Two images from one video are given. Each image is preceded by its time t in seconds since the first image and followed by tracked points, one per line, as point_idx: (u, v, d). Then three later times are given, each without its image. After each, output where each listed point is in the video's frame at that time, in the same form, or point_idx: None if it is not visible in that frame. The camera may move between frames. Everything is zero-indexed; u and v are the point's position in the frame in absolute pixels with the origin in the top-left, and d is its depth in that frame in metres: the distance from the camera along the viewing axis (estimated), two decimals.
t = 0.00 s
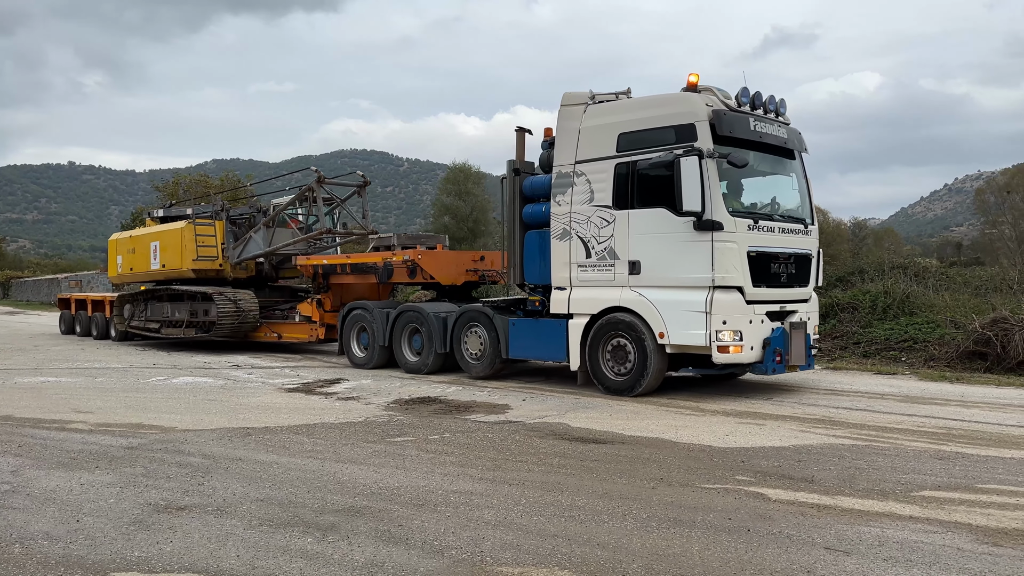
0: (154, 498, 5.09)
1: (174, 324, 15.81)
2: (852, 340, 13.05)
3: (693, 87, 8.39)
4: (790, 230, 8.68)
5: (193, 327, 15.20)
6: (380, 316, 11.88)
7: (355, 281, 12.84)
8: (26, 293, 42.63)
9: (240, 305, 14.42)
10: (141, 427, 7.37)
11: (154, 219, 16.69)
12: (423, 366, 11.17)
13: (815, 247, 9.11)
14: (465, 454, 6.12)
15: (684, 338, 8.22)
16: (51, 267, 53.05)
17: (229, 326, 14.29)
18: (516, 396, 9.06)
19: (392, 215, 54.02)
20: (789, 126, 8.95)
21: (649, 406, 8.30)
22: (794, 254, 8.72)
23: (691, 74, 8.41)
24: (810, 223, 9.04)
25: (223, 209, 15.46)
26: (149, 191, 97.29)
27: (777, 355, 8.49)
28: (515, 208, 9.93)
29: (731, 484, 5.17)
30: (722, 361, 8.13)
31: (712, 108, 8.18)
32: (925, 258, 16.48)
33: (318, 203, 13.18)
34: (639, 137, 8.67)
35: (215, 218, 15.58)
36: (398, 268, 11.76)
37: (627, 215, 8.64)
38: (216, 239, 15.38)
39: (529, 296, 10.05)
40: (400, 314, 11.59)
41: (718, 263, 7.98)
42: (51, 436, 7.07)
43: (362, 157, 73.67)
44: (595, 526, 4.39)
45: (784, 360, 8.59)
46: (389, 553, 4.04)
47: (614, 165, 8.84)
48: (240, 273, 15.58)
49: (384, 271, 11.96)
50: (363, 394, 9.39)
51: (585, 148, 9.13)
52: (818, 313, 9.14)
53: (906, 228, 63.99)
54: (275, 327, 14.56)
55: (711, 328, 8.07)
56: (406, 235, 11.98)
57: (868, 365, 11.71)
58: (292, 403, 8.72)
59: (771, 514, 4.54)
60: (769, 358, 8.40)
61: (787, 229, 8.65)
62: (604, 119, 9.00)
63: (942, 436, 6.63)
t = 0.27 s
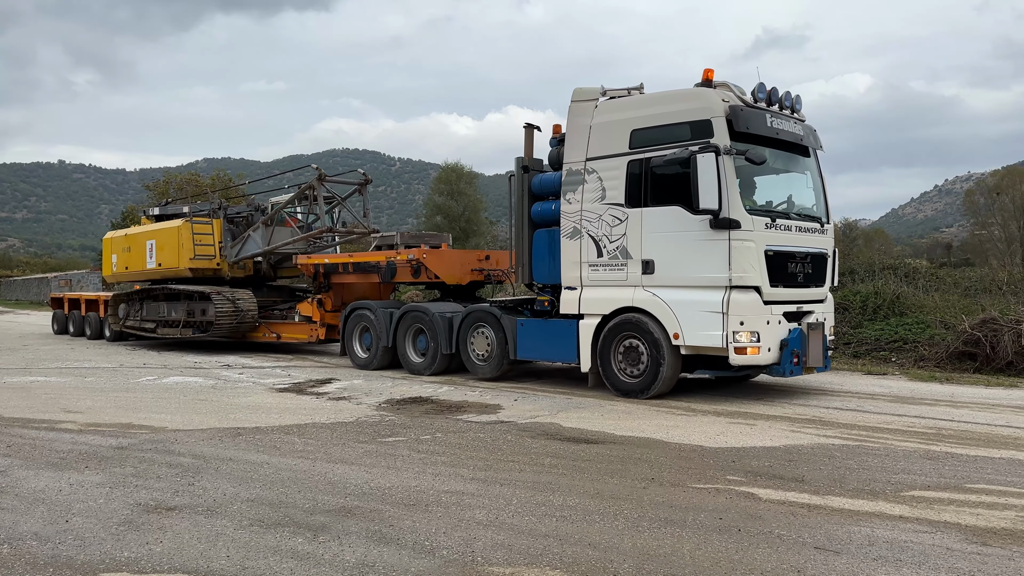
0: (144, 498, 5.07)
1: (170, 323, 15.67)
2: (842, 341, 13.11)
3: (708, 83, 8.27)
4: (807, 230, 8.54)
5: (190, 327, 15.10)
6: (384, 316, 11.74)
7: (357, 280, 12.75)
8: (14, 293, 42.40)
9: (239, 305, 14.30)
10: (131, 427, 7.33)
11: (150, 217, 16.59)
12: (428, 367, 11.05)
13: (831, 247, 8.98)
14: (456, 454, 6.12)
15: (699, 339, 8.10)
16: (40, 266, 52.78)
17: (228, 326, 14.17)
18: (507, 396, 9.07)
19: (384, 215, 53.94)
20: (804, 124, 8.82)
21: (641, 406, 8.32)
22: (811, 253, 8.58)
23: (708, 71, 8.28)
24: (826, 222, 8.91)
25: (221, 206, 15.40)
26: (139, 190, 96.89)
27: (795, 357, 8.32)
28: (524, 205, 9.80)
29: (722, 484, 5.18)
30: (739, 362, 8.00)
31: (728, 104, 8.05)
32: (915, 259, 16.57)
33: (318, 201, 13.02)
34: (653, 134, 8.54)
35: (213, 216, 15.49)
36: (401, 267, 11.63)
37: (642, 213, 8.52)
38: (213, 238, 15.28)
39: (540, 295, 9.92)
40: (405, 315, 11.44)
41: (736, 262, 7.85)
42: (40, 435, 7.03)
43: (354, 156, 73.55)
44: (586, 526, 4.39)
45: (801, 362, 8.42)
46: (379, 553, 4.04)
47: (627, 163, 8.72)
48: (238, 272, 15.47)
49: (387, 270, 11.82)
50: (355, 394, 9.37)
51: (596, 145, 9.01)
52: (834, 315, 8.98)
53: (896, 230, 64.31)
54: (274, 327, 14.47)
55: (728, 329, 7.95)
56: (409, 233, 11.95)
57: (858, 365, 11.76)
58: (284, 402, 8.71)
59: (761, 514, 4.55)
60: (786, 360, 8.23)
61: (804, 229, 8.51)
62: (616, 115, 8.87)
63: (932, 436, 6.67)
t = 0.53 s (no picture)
0: (134, 499, 5.05)
1: (169, 324, 15.58)
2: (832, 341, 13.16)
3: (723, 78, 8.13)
4: (825, 230, 8.38)
5: (189, 327, 15.02)
6: (389, 317, 11.58)
7: (361, 280, 12.68)
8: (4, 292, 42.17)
9: (238, 305, 14.20)
10: (121, 428, 7.30)
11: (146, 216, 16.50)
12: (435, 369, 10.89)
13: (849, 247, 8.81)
14: (448, 455, 6.12)
15: (717, 341, 7.93)
16: (30, 265, 52.51)
17: (227, 327, 14.08)
18: (499, 397, 9.07)
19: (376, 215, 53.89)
20: (821, 121, 8.65)
21: (633, 407, 8.33)
22: (829, 253, 8.41)
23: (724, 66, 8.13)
24: (843, 221, 8.74)
25: (220, 205, 15.36)
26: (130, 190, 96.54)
27: (813, 359, 8.13)
28: (535, 204, 9.65)
29: (713, 484, 5.20)
30: (758, 365, 7.81)
31: (746, 99, 7.88)
32: (905, 260, 16.66)
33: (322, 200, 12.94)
34: (668, 131, 8.37)
35: (211, 214, 15.40)
36: (407, 267, 11.57)
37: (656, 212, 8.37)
38: (211, 237, 15.19)
39: (551, 296, 9.82)
40: (411, 316, 11.28)
41: (756, 262, 7.67)
42: (30, 436, 6.99)
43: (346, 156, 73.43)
44: (577, 526, 4.40)
45: (820, 365, 8.23)
46: (371, 554, 4.04)
47: (641, 160, 8.56)
48: (236, 272, 15.34)
49: (393, 270, 11.77)
50: (346, 395, 9.36)
51: (610, 142, 8.84)
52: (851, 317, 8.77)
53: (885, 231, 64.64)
54: (274, 327, 14.38)
55: (747, 330, 7.77)
56: (414, 232, 11.94)
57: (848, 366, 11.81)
58: (275, 403, 8.69)
59: (752, 515, 4.57)
60: (805, 363, 8.04)
61: (822, 229, 8.35)
62: (631, 111, 8.70)
63: (922, 437, 6.70)
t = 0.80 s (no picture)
0: (124, 501, 5.02)
1: (166, 325, 15.47)
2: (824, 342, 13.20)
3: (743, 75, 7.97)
4: (847, 230, 8.18)
5: (186, 328, 14.92)
6: (395, 318, 11.39)
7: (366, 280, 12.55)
8: None
9: (238, 306, 14.08)
10: (111, 429, 7.27)
11: (143, 215, 16.42)
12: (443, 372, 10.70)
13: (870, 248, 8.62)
14: (439, 456, 6.11)
15: (737, 343, 7.76)
16: (19, 265, 52.23)
17: (227, 328, 13.97)
18: (491, 398, 9.07)
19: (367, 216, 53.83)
20: (840, 119, 8.50)
21: (625, 408, 8.33)
22: (851, 254, 8.21)
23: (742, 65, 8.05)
24: (864, 222, 8.56)
25: (219, 204, 15.24)
26: (121, 189, 96.21)
27: (836, 362, 7.86)
28: (546, 202, 9.49)
29: (704, 485, 5.21)
30: (781, 368, 7.63)
31: (768, 96, 7.73)
32: (895, 262, 16.73)
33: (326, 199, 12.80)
34: (686, 127, 8.20)
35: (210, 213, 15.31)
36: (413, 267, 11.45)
37: (673, 211, 8.20)
38: (210, 237, 15.11)
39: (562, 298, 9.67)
40: (418, 317, 11.09)
41: (778, 263, 7.49)
42: (19, 437, 6.95)
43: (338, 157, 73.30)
44: (568, 527, 4.40)
45: (843, 368, 7.96)
46: (361, 555, 4.03)
47: (658, 158, 8.39)
48: (236, 272, 15.24)
49: (399, 270, 11.67)
50: (338, 396, 9.35)
51: (625, 139, 8.68)
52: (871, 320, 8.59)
53: (875, 233, 64.93)
54: (275, 328, 14.27)
55: (769, 332, 7.59)
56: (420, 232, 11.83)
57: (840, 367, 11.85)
58: (266, 404, 8.67)
59: (743, 516, 4.57)
60: (826, 366, 7.79)
61: (844, 229, 8.15)
62: (647, 108, 8.54)
63: (912, 438, 6.74)
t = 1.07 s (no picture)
0: (113, 502, 5.00)
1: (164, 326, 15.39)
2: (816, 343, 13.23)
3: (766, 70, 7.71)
4: (869, 230, 7.97)
5: (185, 330, 14.85)
6: (401, 319, 11.20)
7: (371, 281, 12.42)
8: None
9: (238, 307, 14.03)
10: (101, 430, 7.24)
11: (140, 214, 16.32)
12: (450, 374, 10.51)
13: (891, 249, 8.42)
14: (431, 457, 6.11)
15: (759, 346, 7.54)
16: (8, 265, 51.97)
17: (226, 329, 13.93)
18: (483, 399, 9.07)
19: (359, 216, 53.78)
20: (862, 117, 8.29)
21: (616, 409, 8.34)
22: (874, 255, 8.00)
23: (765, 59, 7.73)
24: (885, 222, 8.36)
25: (217, 203, 15.06)
26: (112, 190, 95.89)
27: (861, 367, 7.69)
28: (558, 201, 9.24)
29: (695, 486, 5.22)
30: (805, 372, 7.41)
31: (792, 92, 7.49)
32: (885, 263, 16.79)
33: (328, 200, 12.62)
34: (706, 124, 7.96)
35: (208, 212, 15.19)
36: (419, 267, 11.31)
37: (693, 210, 7.97)
38: (209, 236, 14.99)
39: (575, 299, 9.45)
40: (425, 318, 10.89)
41: (802, 263, 7.27)
42: (7, 439, 6.90)
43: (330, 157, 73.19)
44: (558, 529, 4.40)
45: (867, 372, 7.79)
46: (351, 557, 4.01)
47: (676, 156, 8.15)
48: (234, 272, 15.15)
49: (404, 271, 11.54)
50: (329, 397, 9.32)
51: (641, 136, 8.43)
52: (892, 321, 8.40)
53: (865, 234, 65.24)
54: (276, 330, 14.24)
55: (793, 335, 7.38)
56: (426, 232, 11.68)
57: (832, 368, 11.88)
58: (257, 405, 8.65)
59: (734, 517, 4.58)
60: (851, 371, 7.61)
61: (867, 229, 7.93)
62: (665, 105, 8.29)
63: (903, 439, 6.77)
